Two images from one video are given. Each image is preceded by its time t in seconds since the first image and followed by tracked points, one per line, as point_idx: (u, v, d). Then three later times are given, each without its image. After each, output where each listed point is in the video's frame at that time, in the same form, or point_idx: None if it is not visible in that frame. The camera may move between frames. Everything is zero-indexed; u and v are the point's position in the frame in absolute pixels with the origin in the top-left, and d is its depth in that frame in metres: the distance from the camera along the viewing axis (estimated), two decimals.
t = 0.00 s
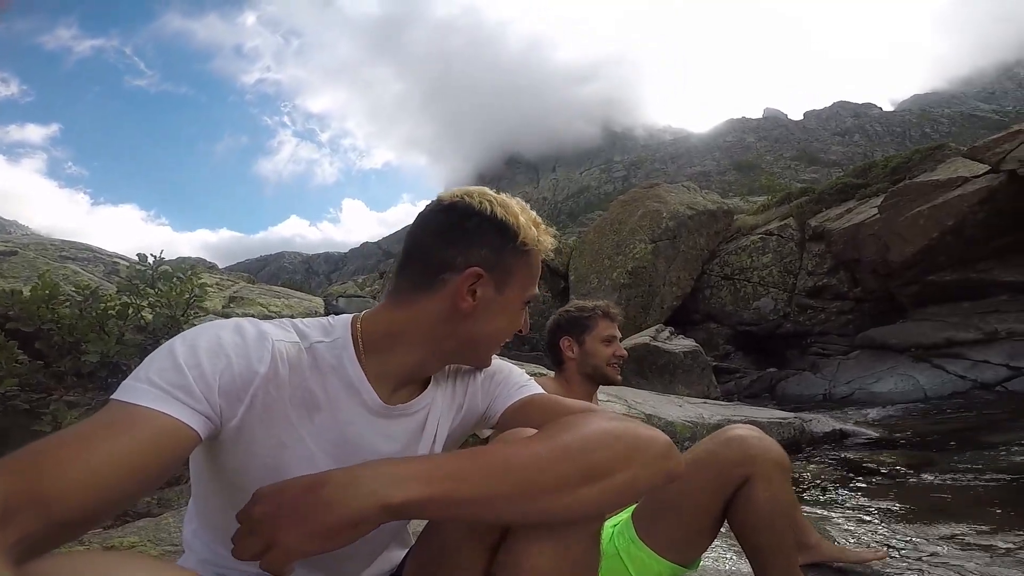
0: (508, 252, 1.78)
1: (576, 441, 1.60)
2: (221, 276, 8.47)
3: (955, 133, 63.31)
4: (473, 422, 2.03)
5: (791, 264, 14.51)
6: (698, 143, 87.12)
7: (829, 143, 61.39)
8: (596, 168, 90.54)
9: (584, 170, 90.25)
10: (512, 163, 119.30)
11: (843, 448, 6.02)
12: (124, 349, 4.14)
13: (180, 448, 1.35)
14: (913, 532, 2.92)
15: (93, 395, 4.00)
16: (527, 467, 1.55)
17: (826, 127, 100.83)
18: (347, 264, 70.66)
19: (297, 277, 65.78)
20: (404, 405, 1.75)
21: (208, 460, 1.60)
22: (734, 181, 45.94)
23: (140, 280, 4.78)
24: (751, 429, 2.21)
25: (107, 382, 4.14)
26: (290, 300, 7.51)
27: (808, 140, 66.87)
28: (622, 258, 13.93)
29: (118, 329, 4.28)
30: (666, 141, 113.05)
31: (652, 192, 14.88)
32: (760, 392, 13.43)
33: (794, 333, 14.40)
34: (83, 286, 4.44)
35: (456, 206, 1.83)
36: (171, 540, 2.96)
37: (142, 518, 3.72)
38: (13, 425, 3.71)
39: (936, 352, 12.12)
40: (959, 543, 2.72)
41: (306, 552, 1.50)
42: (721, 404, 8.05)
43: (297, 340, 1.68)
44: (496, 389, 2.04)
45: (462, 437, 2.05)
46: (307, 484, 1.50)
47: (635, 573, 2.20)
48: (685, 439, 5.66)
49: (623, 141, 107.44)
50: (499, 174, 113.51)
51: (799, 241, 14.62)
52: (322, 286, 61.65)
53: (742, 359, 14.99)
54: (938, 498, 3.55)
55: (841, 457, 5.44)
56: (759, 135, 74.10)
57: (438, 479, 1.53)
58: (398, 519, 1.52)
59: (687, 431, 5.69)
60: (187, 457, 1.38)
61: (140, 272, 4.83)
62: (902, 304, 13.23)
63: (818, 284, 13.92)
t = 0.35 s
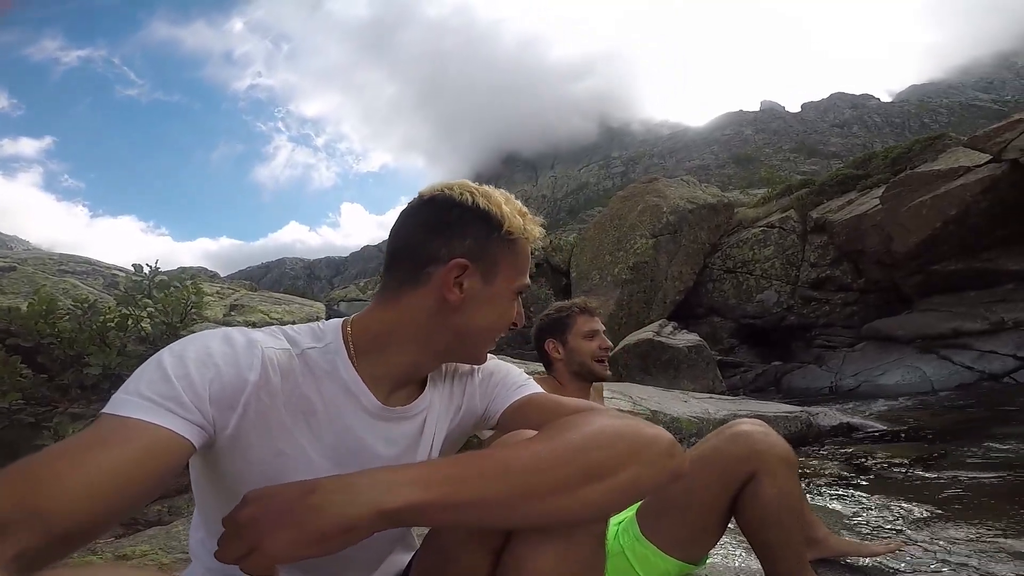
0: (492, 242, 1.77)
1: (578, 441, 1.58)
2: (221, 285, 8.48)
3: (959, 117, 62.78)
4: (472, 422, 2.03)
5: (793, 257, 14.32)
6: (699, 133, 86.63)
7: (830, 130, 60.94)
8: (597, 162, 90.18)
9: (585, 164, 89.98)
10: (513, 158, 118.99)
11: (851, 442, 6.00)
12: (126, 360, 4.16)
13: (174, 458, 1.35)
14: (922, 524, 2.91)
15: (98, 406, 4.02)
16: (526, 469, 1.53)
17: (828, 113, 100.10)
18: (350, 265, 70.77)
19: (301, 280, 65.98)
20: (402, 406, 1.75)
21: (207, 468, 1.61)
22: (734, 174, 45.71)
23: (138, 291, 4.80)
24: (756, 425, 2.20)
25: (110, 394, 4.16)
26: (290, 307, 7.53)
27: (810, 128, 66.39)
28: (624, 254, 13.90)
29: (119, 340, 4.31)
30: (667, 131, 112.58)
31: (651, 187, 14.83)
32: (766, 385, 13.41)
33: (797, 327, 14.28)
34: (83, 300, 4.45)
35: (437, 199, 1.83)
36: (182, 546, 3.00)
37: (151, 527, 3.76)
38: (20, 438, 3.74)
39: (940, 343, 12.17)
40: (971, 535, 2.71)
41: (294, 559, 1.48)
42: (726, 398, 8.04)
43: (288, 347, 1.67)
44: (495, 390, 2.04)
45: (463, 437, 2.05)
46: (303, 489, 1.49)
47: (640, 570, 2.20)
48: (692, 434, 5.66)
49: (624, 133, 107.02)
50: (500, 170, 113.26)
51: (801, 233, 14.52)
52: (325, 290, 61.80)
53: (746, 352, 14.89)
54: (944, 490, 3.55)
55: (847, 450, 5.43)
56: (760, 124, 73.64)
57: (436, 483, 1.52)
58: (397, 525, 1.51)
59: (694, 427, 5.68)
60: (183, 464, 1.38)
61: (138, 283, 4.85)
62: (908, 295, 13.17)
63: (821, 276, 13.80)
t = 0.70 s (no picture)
0: (495, 239, 1.75)
1: (581, 453, 1.56)
2: (232, 275, 8.53)
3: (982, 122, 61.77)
4: (475, 425, 2.05)
5: (808, 260, 14.22)
6: (716, 133, 85.94)
7: (849, 132, 60.24)
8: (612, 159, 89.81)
9: (599, 162, 89.63)
10: (528, 155, 118.81)
11: (861, 450, 5.94)
12: (134, 350, 4.19)
13: (170, 456, 1.36)
14: (930, 536, 2.88)
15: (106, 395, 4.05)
16: (527, 480, 1.52)
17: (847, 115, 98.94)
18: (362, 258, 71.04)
19: (314, 272, 66.38)
20: (401, 409, 1.76)
21: (205, 467, 1.62)
22: (750, 175, 45.32)
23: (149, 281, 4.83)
24: (759, 437, 2.23)
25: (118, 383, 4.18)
26: (300, 299, 7.56)
27: (829, 130, 65.65)
28: (636, 254, 13.81)
29: (129, 329, 4.34)
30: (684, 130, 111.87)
31: (665, 186, 14.73)
32: (776, 390, 13.30)
33: (812, 330, 14.16)
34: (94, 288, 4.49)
35: (440, 193, 1.82)
36: (181, 539, 3.03)
37: (155, 517, 3.79)
38: (29, 425, 3.78)
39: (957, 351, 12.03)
40: (979, 548, 2.68)
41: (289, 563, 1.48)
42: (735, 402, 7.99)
43: (288, 344, 1.68)
44: (500, 393, 2.06)
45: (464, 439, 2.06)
46: (299, 492, 1.50)
47: None
48: (698, 438, 5.62)
49: (639, 132, 106.48)
50: (514, 166, 113.17)
51: (816, 236, 14.37)
52: (337, 282, 62.11)
53: (758, 356, 14.79)
54: (954, 501, 3.50)
55: (857, 458, 5.36)
56: (778, 125, 72.92)
57: (434, 492, 1.52)
58: (393, 533, 1.51)
59: (700, 431, 5.65)
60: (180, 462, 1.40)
61: (149, 273, 4.88)
62: (924, 301, 13.01)
63: (836, 280, 13.65)
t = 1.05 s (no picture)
0: (440, 208, 1.81)
1: (590, 458, 1.56)
2: (241, 270, 8.56)
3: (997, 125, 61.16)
4: (479, 427, 2.06)
5: (819, 262, 14.12)
6: (727, 133, 85.55)
7: (861, 134, 59.74)
8: (622, 158, 89.59)
9: (609, 162, 89.48)
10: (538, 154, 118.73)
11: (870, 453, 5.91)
12: (142, 345, 4.21)
13: (174, 455, 1.37)
14: (938, 541, 2.86)
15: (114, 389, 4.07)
16: (532, 483, 1.52)
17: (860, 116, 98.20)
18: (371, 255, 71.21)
19: (323, 269, 66.72)
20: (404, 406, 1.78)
21: (210, 465, 1.64)
22: (761, 176, 45.07)
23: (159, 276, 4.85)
24: (770, 441, 2.21)
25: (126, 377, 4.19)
26: (308, 295, 7.59)
27: (842, 131, 65.16)
28: (645, 254, 13.75)
29: (138, 324, 4.36)
30: (695, 130, 111.44)
31: (675, 186, 14.66)
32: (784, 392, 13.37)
33: (822, 332, 14.11)
34: (104, 282, 4.52)
35: (395, 188, 1.97)
36: (184, 535, 3.06)
37: (159, 512, 3.81)
38: (37, 419, 3.80)
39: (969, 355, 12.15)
40: (987, 553, 2.66)
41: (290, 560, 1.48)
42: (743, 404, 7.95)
43: (291, 342, 1.70)
44: (504, 394, 2.06)
45: (469, 441, 2.08)
46: (304, 489, 1.51)
47: None
48: (705, 440, 5.59)
49: (650, 131, 106.18)
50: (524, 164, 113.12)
51: (827, 238, 14.24)
52: (346, 278, 62.40)
53: (766, 358, 14.76)
54: (962, 506, 3.49)
55: (864, 462, 5.33)
56: (790, 126, 72.47)
57: (440, 494, 1.51)
58: (396, 535, 1.50)
59: (707, 433, 5.63)
60: (182, 463, 1.41)
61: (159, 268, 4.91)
62: (937, 304, 12.91)
63: (847, 283, 13.54)
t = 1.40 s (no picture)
0: (425, 202, 1.82)
1: (609, 457, 1.56)
2: (250, 269, 8.60)
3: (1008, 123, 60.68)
4: (484, 426, 2.08)
5: (828, 260, 13.99)
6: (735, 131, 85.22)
7: (870, 132, 59.34)
8: (629, 157, 89.43)
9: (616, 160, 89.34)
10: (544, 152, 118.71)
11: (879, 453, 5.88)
12: (151, 344, 4.23)
13: (179, 454, 1.39)
14: (949, 542, 2.84)
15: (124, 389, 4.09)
16: (550, 478, 1.52)
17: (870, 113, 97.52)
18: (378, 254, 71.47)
19: (331, 268, 67.00)
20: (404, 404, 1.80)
21: (217, 463, 1.67)
22: (769, 174, 44.87)
23: (167, 275, 4.87)
24: (781, 441, 2.21)
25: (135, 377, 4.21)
26: (316, 294, 7.61)
27: (851, 128, 64.74)
28: (652, 253, 13.72)
29: (147, 323, 4.38)
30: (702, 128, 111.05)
31: (682, 185, 14.61)
32: (792, 391, 13.37)
33: (830, 331, 14.07)
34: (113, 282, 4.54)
35: (386, 187, 1.98)
36: (192, 534, 3.08)
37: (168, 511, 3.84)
38: (47, 418, 3.84)
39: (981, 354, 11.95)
40: (999, 555, 2.63)
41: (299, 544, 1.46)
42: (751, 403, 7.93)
43: (294, 340, 1.74)
44: (511, 391, 2.06)
45: (475, 439, 2.09)
46: (324, 470, 1.49)
47: None
48: (712, 439, 5.57)
49: (657, 129, 105.89)
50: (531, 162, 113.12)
51: (837, 236, 14.08)
52: (354, 277, 62.69)
53: (774, 357, 14.75)
54: (973, 506, 3.46)
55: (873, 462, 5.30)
56: (798, 124, 72.14)
57: (463, 483, 1.51)
58: (410, 524, 1.49)
59: (715, 432, 5.60)
60: (188, 462, 1.42)
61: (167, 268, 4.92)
62: (947, 302, 12.84)
63: (857, 281, 13.47)
